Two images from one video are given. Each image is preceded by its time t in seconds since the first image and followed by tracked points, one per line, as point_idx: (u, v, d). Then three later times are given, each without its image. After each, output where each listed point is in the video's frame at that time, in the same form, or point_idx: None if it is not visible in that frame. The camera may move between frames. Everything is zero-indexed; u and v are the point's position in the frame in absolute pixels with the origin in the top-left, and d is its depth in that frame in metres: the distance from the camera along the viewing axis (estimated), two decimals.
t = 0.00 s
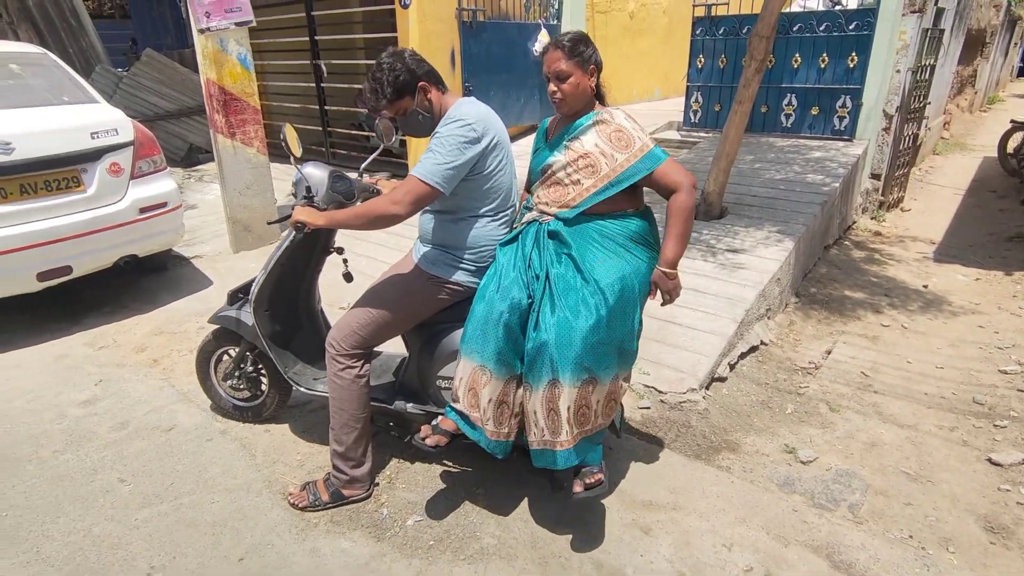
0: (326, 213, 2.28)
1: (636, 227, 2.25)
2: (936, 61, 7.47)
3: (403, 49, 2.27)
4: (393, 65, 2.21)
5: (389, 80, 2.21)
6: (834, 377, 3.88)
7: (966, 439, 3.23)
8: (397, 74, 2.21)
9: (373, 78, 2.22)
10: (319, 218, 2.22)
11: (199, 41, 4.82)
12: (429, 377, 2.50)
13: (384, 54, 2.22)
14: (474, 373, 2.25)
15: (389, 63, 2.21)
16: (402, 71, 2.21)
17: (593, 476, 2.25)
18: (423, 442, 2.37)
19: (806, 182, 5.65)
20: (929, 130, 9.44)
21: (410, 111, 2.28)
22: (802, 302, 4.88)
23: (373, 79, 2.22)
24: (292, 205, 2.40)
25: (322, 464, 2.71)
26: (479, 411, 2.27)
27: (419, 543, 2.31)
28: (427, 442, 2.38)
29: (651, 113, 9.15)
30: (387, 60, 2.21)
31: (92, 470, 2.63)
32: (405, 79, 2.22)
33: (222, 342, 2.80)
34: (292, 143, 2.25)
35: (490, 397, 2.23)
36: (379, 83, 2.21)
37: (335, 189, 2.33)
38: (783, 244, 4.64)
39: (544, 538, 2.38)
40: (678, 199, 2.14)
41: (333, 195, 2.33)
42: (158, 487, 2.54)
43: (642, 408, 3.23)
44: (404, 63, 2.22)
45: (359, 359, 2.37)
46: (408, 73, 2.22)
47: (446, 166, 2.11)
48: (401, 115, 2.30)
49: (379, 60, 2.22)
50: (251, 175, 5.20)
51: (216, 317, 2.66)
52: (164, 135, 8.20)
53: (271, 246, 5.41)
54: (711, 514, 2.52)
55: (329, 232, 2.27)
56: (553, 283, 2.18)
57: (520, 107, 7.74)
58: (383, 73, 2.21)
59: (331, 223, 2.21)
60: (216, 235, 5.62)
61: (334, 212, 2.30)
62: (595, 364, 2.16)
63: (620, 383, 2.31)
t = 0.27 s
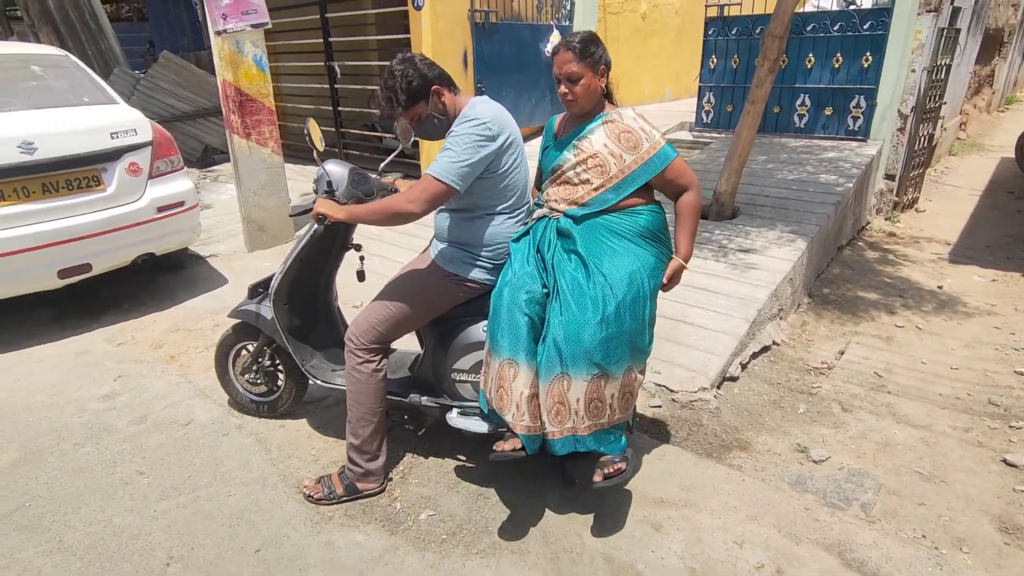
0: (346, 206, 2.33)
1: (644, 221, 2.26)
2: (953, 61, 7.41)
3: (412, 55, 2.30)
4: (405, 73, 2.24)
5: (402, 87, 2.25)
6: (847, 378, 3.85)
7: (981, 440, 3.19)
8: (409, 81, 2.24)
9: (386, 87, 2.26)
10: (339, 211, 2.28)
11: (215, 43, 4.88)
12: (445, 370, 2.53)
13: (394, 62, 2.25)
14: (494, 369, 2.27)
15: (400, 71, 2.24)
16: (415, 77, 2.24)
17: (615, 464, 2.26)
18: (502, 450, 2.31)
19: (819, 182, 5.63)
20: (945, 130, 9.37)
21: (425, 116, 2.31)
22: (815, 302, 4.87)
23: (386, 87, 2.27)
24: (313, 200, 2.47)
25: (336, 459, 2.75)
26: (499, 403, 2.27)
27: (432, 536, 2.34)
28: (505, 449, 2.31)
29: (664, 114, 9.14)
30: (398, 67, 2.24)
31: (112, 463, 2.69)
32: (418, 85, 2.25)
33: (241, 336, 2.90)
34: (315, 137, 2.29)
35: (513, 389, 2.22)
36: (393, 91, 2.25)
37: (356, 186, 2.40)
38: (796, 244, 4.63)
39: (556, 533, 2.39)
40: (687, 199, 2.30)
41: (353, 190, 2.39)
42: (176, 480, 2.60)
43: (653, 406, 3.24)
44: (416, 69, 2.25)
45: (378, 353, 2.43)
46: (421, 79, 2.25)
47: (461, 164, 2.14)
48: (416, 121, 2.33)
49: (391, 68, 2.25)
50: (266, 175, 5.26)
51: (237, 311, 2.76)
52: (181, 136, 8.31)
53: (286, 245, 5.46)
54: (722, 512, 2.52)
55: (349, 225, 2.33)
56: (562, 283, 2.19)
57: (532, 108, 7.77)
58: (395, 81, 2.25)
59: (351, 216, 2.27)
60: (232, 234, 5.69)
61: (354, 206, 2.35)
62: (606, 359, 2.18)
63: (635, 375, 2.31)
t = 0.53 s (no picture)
0: (372, 202, 2.39)
1: (660, 218, 2.31)
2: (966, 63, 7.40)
3: (435, 59, 2.35)
4: (428, 77, 2.29)
5: (426, 92, 2.30)
6: (861, 377, 3.87)
7: (996, 439, 3.20)
8: (433, 85, 2.30)
9: (411, 92, 2.32)
10: (366, 206, 2.33)
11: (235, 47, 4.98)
12: (467, 366, 2.60)
13: (418, 67, 2.30)
14: (527, 366, 2.32)
15: (424, 75, 2.29)
16: (439, 80, 2.30)
17: (634, 456, 2.36)
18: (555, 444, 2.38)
19: (832, 184, 5.65)
20: (959, 132, 9.34)
21: (449, 118, 2.36)
22: (828, 303, 4.89)
23: (411, 94, 2.32)
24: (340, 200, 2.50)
25: (358, 454, 2.83)
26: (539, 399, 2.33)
27: (454, 528, 2.40)
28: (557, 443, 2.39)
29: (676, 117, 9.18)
30: (422, 72, 2.29)
31: (141, 455, 2.78)
32: (442, 88, 2.30)
33: (267, 332, 2.97)
34: (344, 135, 2.37)
35: (550, 385, 2.28)
36: (417, 97, 2.31)
37: (380, 185, 2.48)
38: (809, 245, 4.66)
39: (575, 525, 2.44)
40: (698, 197, 2.37)
41: (378, 189, 2.46)
42: (203, 472, 2.68)
43: (667, 404, 3.25)
44: (439, 72, 2.30)
45: (403, 348, 2.49)
46: (445, 83, 2.30)
47: (484, 158, 2.19)
48: (441, 123, 2.39)
49: (414, 74, 2.30)
50: (284, 177, 5.34)
51: (264, 307, 2.83)
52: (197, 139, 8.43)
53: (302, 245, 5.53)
54: (738, 507, 2.55)
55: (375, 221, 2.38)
56: (587, 280, 2.23)
57: (544, 110, 7.83)
58: (419, 86, 2.30)
59: (377, 211, 2.32)
60: (249, 235, 5.78)
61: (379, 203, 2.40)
62: (634, 350, 2.22)
63: (658, 365, 2.36)
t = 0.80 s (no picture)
0: (399, 200, 2.48)
1: (677, 216, 2.39)
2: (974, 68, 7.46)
3: (461, 63, 2.44)
4: (456, 79, 2.38)
5: (453, 92, 2.39)
6: (872, 375, 3.94)
7: (1006, 435, 3.26)
8: (460, 86, 2.39)
9: (438, 93, 2.41)
10: (395, 205, 2.41)
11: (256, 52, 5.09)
12: (489, 360, 2.68)
13: (445, 70, 2.39)
14: (546, 359, 2.40)
15: (451, 77, 2.39)
16: (465, 82, 2.39)
17: (638, 448, 2.40)
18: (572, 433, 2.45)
19: (841, 187, 5.73)
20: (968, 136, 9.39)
21: (474, 118, 2.45)
22: (838, 303, 4.96)
23: (438, 95, 2.42)
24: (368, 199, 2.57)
25: (383, 445, 2.93)
26: (557, 392, 2.41)
27: (478, 514, 2.49)
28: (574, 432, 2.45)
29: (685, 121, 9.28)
30: (449, 74, 2.38)
31: (174, 446, 2.92)
32: (468, 89, 2.40)
33: (294, 327, 3.07)
34: (374, 135, 2.45)
35: (568, 377, 2.35)
36: (444, 97, 2.40)
37: (406, 185, 2.57)
38: (819, 246, 4.74)
39: (596, 513, 2.51)
40: (714, 196, 2.45)
41: (405, 189, 2.56)
42: (235, 462, 2.81)
43: (682, 400, 3.33)
44: (465, 75, 2.40)
45: (428, 341, 2.58)
46: (470, 84, 2.40)
47: (508, 155, 2.28)
48: (466, 123, 2.47)
49: (442, 76, 2.40)
50: (302, 179, 5.45)
51: (292, 302, 2.92)
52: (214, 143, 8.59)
53: (319, 246, 5.64)
54: (754, 496, 2.63)
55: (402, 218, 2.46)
56: (604, 275, 2.31)
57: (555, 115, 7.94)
58: (446, 87, 2.40)
59: (405, 209, 2.40)
60: (267, 236, 5.89)
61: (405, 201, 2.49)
62: (647, 344, 2.30)
63: (671, 360, 2.44)
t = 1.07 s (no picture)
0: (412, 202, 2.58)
1: (683, 217, 2.49)
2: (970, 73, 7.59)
3: (473, 70, 2.55)
4: (467, 86, 2.49)
5: (464, 98, 2.50)
6: (869, 373, 4.04)
7: (999, 429, 3.36)
8: (471, 92, 2.50)
9: (450, 99, 2.51)
10: (409, 206, 2.51)
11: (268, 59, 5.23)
12: (499, 357, 2.78)
13: (457, 77, 2.50)
14: (554, 354, 2.49)
15: (463, 84, 2.50)
16: (476, 88, 2.50)
17: (633, 439, 2.49)
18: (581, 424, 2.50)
19: (839, 190, 5.84)
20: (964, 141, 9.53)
21: (485, 123, 2.55)
22: (837, 303, 5.07)
23: (451, 101, 2.52)
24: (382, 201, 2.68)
25: (397, 438, 3.04)
26: (565, 386, 2.49)
27: (491, 503, 2.59)
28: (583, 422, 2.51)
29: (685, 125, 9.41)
30: (461, 81, 2.49)
31: (195, 438, 3.03)
32: (479, 95, 2.50)
33: (308, 326, 3.18)
34: (389, 140, 2.55)
35: (577, 371, 2.44)
36: (456, 102, 2.50)
37: (420, 186, 2.68)
38: (819, 248, 4.85)
39: (604, 502, 2.62)
40: (719, 198, 2.55)
41: (418, 190, 2.67)
42: (254, 453, 2.92)
43: (685, 396, 3.44)
44: (476, 82, 2.51)
45: (440, 337, 2.68)
46: (481, 91, 2.50)
47: (519, 156, 2.38)
48: (477, 128, 2.58)
49: (454, 83, 2.51)
50: (311, 184, 5.57)
51: (308, 301, 3.01)
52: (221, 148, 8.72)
53: (327, 249, 5.75)
54: (755, 486, 2.73)
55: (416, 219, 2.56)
56: (613, 273, 2.41)
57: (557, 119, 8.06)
58: (458, 93, 2.50)
59: (419, 210, 2.50)
60: (276, 238, 6.01)
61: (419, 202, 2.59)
62: (651, 339, 2.41)
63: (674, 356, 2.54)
